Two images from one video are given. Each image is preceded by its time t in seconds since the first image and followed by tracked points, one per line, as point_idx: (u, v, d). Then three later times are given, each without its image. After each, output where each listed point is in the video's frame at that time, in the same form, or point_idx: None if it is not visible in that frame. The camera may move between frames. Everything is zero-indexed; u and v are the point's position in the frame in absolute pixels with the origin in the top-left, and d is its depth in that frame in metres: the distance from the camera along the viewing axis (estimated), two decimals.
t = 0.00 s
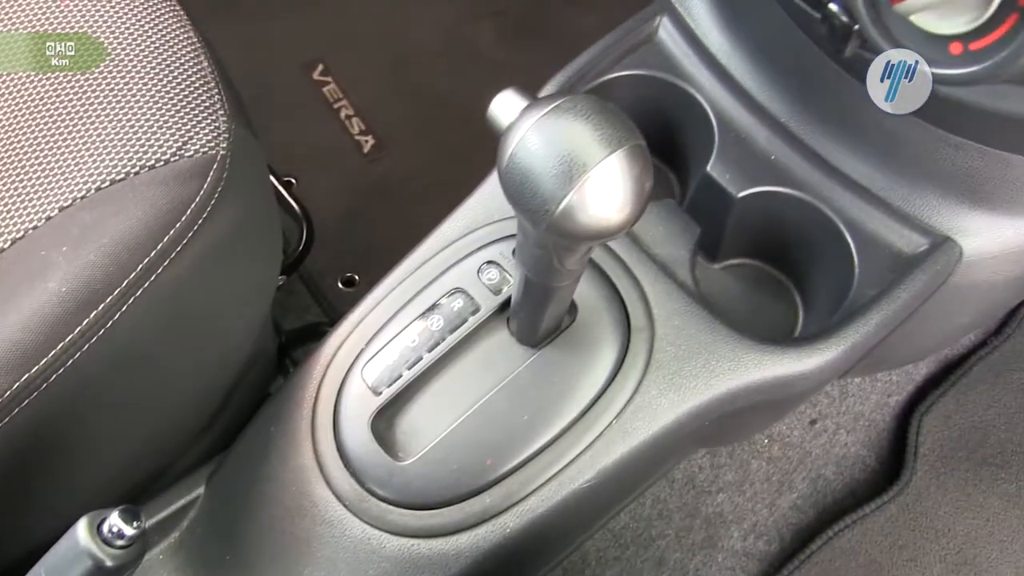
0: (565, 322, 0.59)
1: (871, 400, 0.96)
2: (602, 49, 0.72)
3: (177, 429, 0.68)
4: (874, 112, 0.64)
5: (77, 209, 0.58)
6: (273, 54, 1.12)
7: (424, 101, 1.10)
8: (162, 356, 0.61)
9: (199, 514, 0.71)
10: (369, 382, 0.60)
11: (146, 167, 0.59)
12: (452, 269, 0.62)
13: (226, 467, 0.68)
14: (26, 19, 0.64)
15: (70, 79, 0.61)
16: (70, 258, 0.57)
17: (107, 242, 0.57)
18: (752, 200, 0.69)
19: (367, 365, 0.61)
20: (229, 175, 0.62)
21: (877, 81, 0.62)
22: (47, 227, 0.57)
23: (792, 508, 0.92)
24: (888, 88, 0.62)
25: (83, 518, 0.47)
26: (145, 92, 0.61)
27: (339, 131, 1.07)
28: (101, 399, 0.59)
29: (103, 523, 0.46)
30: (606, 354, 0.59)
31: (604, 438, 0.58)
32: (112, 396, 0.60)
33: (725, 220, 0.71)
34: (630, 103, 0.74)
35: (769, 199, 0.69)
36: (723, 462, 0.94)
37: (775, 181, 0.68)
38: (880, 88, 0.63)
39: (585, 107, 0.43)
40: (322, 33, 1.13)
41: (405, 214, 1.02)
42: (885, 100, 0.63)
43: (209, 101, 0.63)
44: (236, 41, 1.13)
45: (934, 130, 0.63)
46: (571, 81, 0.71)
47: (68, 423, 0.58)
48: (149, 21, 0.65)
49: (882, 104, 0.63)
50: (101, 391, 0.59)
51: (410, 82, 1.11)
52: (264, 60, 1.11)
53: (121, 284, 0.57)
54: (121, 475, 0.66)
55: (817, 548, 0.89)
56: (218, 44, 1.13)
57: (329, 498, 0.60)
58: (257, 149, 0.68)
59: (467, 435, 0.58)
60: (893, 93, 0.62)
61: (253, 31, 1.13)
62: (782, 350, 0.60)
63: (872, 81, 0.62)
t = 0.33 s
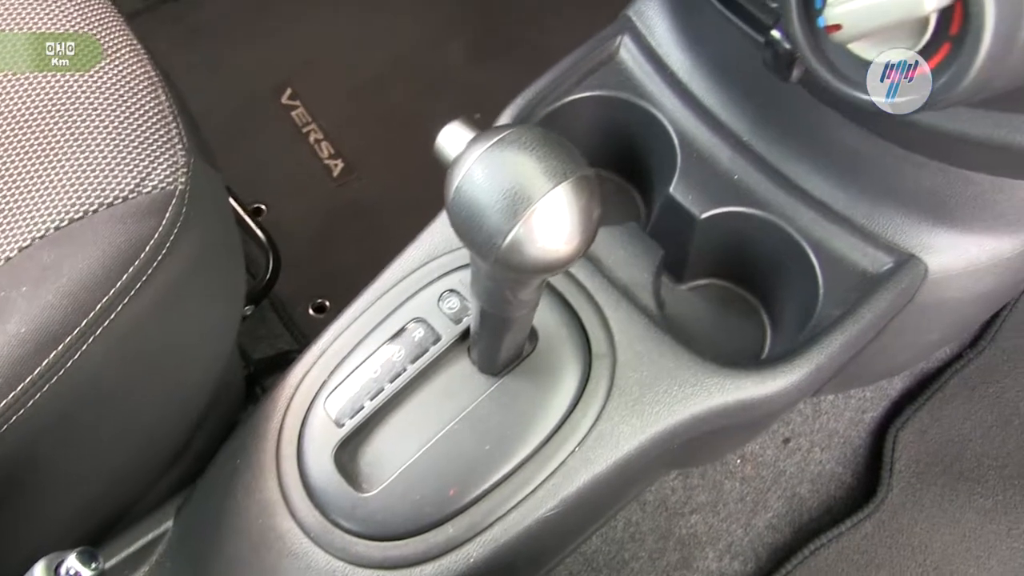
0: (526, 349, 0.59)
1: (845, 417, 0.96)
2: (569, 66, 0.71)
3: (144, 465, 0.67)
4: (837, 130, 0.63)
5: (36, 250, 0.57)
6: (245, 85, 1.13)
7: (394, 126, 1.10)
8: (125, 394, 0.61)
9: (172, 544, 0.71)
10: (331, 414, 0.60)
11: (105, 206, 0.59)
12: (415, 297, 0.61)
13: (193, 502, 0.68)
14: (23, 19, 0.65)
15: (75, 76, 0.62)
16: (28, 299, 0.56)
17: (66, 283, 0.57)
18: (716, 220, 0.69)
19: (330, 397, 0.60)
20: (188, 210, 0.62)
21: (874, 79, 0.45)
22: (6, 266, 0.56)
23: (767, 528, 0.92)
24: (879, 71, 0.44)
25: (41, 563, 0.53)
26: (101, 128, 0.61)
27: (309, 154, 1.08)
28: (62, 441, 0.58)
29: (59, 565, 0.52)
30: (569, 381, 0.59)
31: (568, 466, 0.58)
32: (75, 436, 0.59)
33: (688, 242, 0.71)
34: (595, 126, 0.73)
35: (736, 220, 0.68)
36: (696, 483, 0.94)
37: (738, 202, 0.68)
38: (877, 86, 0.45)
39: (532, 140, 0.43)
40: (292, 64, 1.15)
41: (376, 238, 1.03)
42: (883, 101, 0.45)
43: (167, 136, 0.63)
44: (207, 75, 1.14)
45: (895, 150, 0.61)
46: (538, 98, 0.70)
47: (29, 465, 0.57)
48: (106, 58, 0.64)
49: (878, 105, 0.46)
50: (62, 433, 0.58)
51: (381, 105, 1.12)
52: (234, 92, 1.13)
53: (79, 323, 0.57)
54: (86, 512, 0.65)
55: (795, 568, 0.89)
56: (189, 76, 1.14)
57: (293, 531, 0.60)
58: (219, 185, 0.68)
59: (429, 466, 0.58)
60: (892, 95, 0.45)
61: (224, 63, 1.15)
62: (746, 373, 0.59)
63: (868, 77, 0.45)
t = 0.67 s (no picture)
0: (486, 376, 0.59)
1: (816, 437, 0.98)
2: (532, 91, 0.71)
3: (106, 498, 0.67)
4: (795, 154, 0.63)
5: None
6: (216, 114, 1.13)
7: (366, 151, 1.11)
8: (84, 429, 0.60)
9: None
10: (291, 444, 0.60)
11: (61, 237, 0.58)
12: (376, 325, 0.61)
13: (157, 536, 0.67)
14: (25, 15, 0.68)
15: (72, 78, 0.64)
16: None
17: (19, 316, 0.56)
18: (678, 244, 0.69)
19: (290, 428, 0.60)
20: (146, 242, 0.62)
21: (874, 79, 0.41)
22: None
23: (741, 549, 0.93)
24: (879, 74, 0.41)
25: None
26: (57, 158, 0.60)
27: (280, 181, 1.08)
28: (20, 476, 0.58)
29: None
30: (529, 409, 0.59)
31: (529, 494, 0.58)
32: (32, 472, 0.58)
33: (652, 265, 0.71)
34: (557, 154, 0.73)
35: (700, 244, 0.68)
36: (667, 506, 0.95)
37: (699, 226, 0.68)
38: (875, 86, 0.42)
39: (474, 172, 0.43)
40: (264, 93, 1.15)
41: (350, 266, 1.03)
42: (882, 102, 0.42)
43: (126, 167, 0.62)
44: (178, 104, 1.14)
45: (852, 173, 0.61)
46: (500, 124, 0.69)
47: None
48: (63, 89, 0.64)
49: (877, 108, 0.42)
50: (19, 469, 0.57)
51: (352, 131, 1.12)
52: (205, 120, 1.13)
53: (33, 357, 0.56)
54: (48, 546, 0.65)
55: None
56: (158, 104, 1.14)
57: (254, 565, 0.59)
58: (179, 218, 0.68)
59: (389, 496, 0.57)
60: (893, 97, 0.42)
61: (194, 91, 1.15)
62: (707, 397, 0.59)
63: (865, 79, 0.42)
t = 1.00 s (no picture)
0: (450, 407, 0.60)
1: (789, 459, 0.99)
2: (497, 122, 0.72)
3: (75, 535, 0.67)
4: (754, 182, 0.63)
5: None
6: (191, 146, 1.14)
7: (340, 181, 1.12)
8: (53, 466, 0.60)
9: None
10: (258, 477, 0.60)
11: (25, 274, 0.59)
12: (342, 358, 0.62)
13: (126, 571, 0.67)
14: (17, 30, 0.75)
15: (54, 104, 0.68)
16: None
17: None
18: (642, 271, 0.69)
19: (258, 461, 0.60)
20: (113, 277, 0.63)
21: (874, 81, 0.40)
22: None
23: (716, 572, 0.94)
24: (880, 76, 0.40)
25: None
26: (28, 195, 0.62)
27: (255, 212, 1.09)
28: None
29: None
30: (495, 438, 0.59)
31: (494, 523, 0.58)
32: None
33: (619, 294, 0.71)
34: (522, 183, 0.74)
35: (665, 271, 0.69)
36: (641, 531, 0.95)
37: (663, 253, 0.68)
38: (873, 89, 0.40)
39: (424, 209, 0.43)
40: (238, 124, 1.16)
41: (325, 296, 1.04)
42: (882, 103, 0.41)
43: (92, 205, 0.64)
44: (151, 135, 1.15)
45: (811, 200, 0.62)
46: (464, 156, 0.70)
47: None
48: (31, 129, 0.65)
49: (878, 108, 0.41)
50: None
51: (327, 161, 1.13)
52: (179, 152, 1.13)
53: None
54: None
55: None
56: (132, 136, 1.15)
57: None
58: (146, 250, 0.69)
59: (356, 527, 0.58)
60: (893, 96, 0.40)
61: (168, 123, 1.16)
62: (671, 424, 0.60)
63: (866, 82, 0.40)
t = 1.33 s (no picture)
0: (426, 439, 0.61)
1: (767, 483, 1.00)
2: (471, 158, 0.73)
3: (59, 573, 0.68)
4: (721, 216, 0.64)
5: None
6: (175, 182, 1.15)
7: (322, 213, 1.13)
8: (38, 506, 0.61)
9: None
10: (239, 511, 0.61)
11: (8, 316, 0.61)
12: (320, 393, 0.63)
13: None
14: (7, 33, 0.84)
15: (36, 148, 0.69)
16: None
17: None
18: (615, 302, 0.70)
19: (239, 495, 0.61)
20: (95, 317, 0.64)
21: (873, 80, 0.41)
22: None
23: None
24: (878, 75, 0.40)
25: None
26: (11, 238, 0.63)
27: (238, 246, 1.10)
28: None
29: None
30: (470, 469, 0.61)
31: (469, 553, 0.59)
32: None
33: (592, 326, 0.72)
34: (497, 217, 0.75)
35: (637, 301, 0.70)
36: (620, 556, 0.97)
37: (634, 284, 0.69)
38: (873, 87, 0.41)
39: (391, 250, 0.45)
40: (221, 158, 1.17)
41: (308, 328, 1.05)
42: (882, 101, 0.41)
43: (75, 246, 0.65)
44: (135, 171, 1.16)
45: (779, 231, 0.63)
46: (438, 192, 0.71)
47: None
48: (15, 172, 0.67)
49: (877, 107, 0.42)
50: None
51: (309, 194, 1.14)
52: (163, 187, 1.15)
53: None
54: None
55: None
56: (117, 172, 1.16)
57: None
58: (128, 289, 0.70)
59: (333, 560, 0.59)
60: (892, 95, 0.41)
61: (152, 158, 1.17)
62: (643, 453, 0.61)
63: (865, 79, 0.41)
